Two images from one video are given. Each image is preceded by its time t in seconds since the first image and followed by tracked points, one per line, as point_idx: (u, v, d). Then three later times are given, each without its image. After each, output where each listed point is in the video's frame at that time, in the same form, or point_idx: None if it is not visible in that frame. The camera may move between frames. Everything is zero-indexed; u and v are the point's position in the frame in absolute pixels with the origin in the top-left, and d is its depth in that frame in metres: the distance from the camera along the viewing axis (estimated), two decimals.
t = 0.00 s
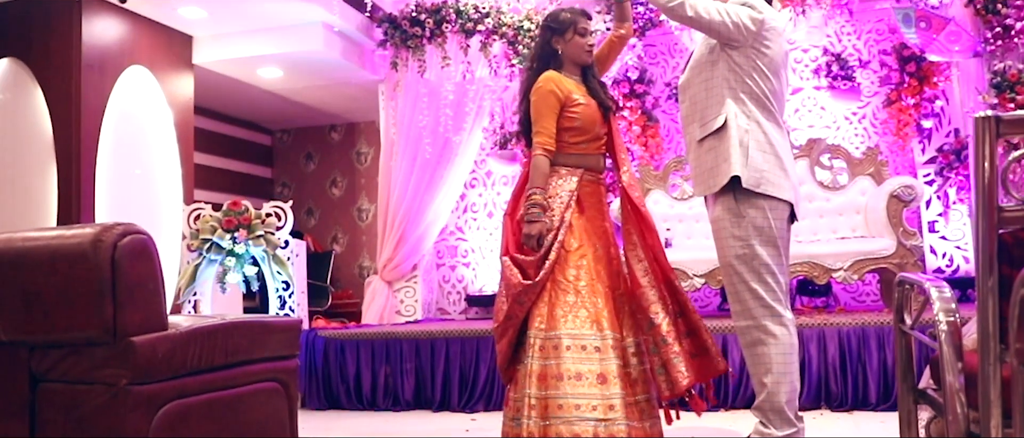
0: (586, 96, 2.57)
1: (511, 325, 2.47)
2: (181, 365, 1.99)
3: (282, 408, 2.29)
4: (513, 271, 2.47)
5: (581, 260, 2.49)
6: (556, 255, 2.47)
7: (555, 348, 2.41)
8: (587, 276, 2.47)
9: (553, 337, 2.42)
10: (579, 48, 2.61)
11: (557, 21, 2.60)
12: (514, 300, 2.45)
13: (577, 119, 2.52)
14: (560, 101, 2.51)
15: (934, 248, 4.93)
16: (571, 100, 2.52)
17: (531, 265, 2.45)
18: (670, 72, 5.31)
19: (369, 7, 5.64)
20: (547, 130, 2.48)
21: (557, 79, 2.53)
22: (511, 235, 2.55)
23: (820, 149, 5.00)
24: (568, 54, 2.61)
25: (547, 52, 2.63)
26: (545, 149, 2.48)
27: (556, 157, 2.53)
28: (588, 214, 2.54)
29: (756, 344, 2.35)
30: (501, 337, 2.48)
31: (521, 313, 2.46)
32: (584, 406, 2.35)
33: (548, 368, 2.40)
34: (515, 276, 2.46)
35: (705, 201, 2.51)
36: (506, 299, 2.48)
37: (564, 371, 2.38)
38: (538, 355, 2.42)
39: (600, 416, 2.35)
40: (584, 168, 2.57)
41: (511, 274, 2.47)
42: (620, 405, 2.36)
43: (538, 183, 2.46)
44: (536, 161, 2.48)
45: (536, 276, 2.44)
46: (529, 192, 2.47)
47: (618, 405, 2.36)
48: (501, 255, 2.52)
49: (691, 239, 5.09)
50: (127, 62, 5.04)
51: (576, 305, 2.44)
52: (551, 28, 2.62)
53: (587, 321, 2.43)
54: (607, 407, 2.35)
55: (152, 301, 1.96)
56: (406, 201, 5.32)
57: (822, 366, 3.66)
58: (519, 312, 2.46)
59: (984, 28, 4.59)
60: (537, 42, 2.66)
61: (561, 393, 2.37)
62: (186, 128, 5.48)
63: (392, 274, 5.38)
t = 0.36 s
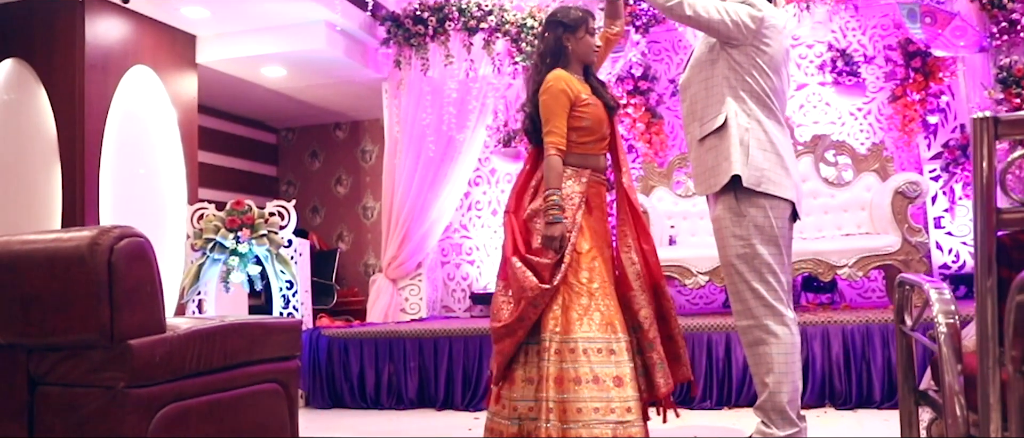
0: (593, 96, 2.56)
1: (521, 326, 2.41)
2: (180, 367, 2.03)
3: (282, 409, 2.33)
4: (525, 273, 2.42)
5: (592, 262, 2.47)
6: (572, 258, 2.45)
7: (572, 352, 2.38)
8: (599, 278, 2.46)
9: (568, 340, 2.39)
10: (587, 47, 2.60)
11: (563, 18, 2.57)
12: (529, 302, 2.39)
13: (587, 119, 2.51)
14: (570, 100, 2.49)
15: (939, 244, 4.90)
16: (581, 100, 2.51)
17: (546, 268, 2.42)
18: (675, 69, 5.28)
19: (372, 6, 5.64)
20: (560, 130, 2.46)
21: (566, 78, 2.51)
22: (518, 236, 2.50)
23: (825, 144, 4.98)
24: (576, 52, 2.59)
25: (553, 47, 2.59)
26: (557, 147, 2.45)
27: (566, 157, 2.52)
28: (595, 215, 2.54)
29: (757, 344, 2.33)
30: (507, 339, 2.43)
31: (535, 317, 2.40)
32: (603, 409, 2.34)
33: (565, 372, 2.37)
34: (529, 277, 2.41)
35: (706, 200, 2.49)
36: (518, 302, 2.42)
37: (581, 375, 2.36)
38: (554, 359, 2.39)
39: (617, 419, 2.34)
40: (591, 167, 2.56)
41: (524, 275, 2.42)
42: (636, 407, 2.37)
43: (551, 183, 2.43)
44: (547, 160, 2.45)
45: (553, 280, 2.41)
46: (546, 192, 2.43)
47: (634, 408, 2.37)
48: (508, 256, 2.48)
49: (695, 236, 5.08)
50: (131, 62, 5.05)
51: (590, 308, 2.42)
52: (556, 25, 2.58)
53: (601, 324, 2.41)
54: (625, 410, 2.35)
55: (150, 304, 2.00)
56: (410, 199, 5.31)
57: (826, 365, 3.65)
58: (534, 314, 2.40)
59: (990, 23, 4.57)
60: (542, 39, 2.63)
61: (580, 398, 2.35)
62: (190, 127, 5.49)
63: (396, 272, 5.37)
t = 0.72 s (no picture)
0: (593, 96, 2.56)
1: (530, 326, 2.38)
2: (170, 369, 2.03)
3: (274, 409, 2.32)
4: (540, 274, 2.39)
5: (595, 262, 2.46)
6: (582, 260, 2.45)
7: (574, 351, 2.37)
8: (602, 278, 2.45)
9: (571, 340, 2.38)
10: (586, 48, 2.58)
11: (564, 16, 2.55)
12: (543, 303, 2.37)
13: (592, 120, 2.50)
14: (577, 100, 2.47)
15: (936, 241, 4.89)
16: (586, 101, 2.50)
17: (558, 268, 2.41)
18: (671, 65, 5.28)
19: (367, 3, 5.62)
20: (568, 130, 2.43)
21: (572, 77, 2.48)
22: (525, 235, 2.47)
23: (822, 141, 4.97)
24: (576, 52, 2.57)
25: (554, 46, 2.55)
26: (566, 146, 2.42)
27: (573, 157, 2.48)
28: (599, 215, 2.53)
29: (752, 343, 2.32)
30: (513, 339, 2.39)
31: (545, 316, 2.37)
32: (604, 409, 2.32)
33: (567, 371, 2.36)
34: (542, 278, 2.39)
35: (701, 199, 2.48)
36: (528, 302, 2.39)
37: (585, 375, 2.34)
38: (557, 358, 2.38)
39: (618, 418, 2.32)
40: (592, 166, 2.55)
41: (537, 276, 2.39)
42: (636, 406, 2.35)
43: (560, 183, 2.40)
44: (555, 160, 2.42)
45: (569, 281, 2.41)
46: (560, 193, 2.40)
47: (634, 407, 2.35)
48: (515, 255, 2.44)
49: (692, 233, 5.06)
50: (126, 60, 5.03)
51: (592, 308, 2.41)
52: (558, 24, 2.55)
53: (602, 324, 2.40)
54: (625, 410, 2.33)
55: (139, 305, 2.02)
56: (405, 197, 5.29)
57: (822, 362, 3.64)
58: (547, 316, 2.38)
59: (987, 19, 4.55)
60: (542, 36, 2.57)
61: (585, 397, 2.33)
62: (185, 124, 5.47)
63: (393, 269, 5.34)
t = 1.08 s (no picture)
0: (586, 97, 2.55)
1: (544, 327, 2.34)
2: (152, 369, 2.01)
3: (259, 409, 2.30)
4: (554, 275, 2.36)
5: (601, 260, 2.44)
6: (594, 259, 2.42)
7: (580, 350, 2.34)
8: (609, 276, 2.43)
9: (579, 339, 2.35)
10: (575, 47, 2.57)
11: (556, 15, 2.53)
12: (561, 302, 2.34)
13: (588, 121, 2.49)
14: (575, 100, 2.45)
15: (925, 237, 4.90)
16: (583, 100, 2.49)
17: (571, 267, 2.39)
18: (661, 61, 5.27)
19: None
20: (569, 128, 2.40)
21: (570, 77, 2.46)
22: (533, 235, 2.43)
23: (811, 137, 4.96)
24: (567, 50, 2.55)
25: (550, 44, 2.52)
26: (569, 145, 2.39)
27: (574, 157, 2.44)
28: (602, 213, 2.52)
29: (740, 342, 2.31)
30: (524, 340, 2.35)
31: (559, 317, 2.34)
32: (610, 407, 2.32)
33: (575, 370, 2.33)
34: (557, 278, 2.35)
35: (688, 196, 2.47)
36: (542, 303, 2.36)
37: (588, 374, 2.33)
38: (564, 356, 2.34)
39: (623, 416, 2.32)
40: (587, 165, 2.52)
41: (553, 276, 2.36)
42: (639, 403, 2.35)
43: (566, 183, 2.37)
44: (558, 159, 2.39)
45: (585, 280, 2.39)
46: (569, 192, 2.36)
47: (638, 405, 2.34)
48: (525, 255, 2.40)
49: (681, 229, 5.06)
50: (111, 55, 4.99)
51: (598, 307, 2.39)
52: (553, 22, 2.53)
53: (606, 323, 2.38)
54: (630, 408, 2.33)
55: (121, 304, 2.00)
56: (394, 193, 5.26)
57: (810, 360, 3.64)
58: (562, 316, 2.35)
59: (977, 15, 4.53)
60: (537, 34, 2.52)
61: (585, 396, 2.31)
62: (172, 120, 5.44)
63: (382, 265, 5.32)
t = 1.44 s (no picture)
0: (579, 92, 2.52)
1: (563, 322, 2.30)
2: (128, 369, 1.97)
3: (239, 408, 2.26)
4: (568, 269, 2.32)
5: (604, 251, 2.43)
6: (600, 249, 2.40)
7: (599, 341, 2.31)
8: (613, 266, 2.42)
9: (595, 330, 2.32)
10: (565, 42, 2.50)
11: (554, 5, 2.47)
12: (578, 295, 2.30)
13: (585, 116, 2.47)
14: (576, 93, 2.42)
15: (909, 233, 4.91)
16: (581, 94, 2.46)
17: (584, 259, 2.35)
18: (647, 56, 5.24)
19: None
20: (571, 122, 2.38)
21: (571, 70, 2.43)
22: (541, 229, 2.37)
23: (797, 133, 4.98)
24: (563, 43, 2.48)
25: (551, 35, 2.46)
26: (574, 139, 2.37)
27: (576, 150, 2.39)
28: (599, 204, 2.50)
29: (725, 339, 2.30)
30: (542, 336, 2.30)
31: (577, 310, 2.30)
32: (631, 398, 2.31)
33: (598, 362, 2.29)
34: (573, 273, 2.31)
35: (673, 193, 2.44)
36: (558, 297, 2.32)
37: (608, 365, 2.30)
38: (586, 349, 2.30)
39: (642, 405, 2.32)
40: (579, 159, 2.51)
41: (568, 270, 2.31)
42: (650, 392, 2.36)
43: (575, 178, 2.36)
44: (563, 153, 2.36)
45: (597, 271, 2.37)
46: (576, 187, 2.36)
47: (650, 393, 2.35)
48: (536, 250, 2.34)
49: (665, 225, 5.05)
50: (91, 48, 4.92)
51: (608, 298, 2.37)
52: (551, 13, 2.47)
53: (616, 314, 2.37)
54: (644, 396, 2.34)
55: (97, 304, 1.96)
56: (378, 189, 5.21)
57: (795, 356, 3.63)
58: (579, 309, 2.31)
59: (962, 11, 4.52)
60: (537, 24, 2.45)
61: (604, 387, 2.28)
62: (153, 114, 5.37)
63: (366, 261, 5.27)
